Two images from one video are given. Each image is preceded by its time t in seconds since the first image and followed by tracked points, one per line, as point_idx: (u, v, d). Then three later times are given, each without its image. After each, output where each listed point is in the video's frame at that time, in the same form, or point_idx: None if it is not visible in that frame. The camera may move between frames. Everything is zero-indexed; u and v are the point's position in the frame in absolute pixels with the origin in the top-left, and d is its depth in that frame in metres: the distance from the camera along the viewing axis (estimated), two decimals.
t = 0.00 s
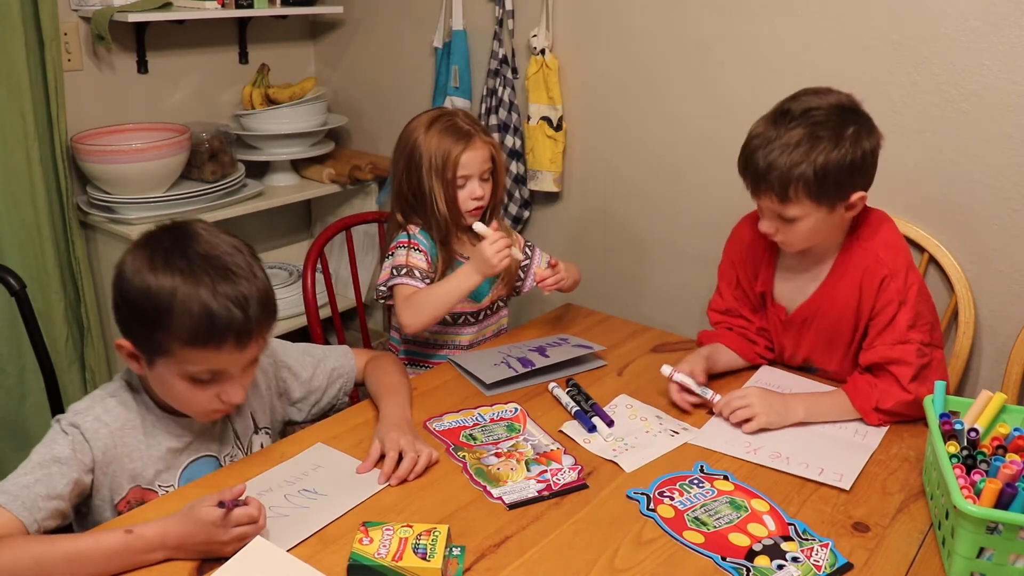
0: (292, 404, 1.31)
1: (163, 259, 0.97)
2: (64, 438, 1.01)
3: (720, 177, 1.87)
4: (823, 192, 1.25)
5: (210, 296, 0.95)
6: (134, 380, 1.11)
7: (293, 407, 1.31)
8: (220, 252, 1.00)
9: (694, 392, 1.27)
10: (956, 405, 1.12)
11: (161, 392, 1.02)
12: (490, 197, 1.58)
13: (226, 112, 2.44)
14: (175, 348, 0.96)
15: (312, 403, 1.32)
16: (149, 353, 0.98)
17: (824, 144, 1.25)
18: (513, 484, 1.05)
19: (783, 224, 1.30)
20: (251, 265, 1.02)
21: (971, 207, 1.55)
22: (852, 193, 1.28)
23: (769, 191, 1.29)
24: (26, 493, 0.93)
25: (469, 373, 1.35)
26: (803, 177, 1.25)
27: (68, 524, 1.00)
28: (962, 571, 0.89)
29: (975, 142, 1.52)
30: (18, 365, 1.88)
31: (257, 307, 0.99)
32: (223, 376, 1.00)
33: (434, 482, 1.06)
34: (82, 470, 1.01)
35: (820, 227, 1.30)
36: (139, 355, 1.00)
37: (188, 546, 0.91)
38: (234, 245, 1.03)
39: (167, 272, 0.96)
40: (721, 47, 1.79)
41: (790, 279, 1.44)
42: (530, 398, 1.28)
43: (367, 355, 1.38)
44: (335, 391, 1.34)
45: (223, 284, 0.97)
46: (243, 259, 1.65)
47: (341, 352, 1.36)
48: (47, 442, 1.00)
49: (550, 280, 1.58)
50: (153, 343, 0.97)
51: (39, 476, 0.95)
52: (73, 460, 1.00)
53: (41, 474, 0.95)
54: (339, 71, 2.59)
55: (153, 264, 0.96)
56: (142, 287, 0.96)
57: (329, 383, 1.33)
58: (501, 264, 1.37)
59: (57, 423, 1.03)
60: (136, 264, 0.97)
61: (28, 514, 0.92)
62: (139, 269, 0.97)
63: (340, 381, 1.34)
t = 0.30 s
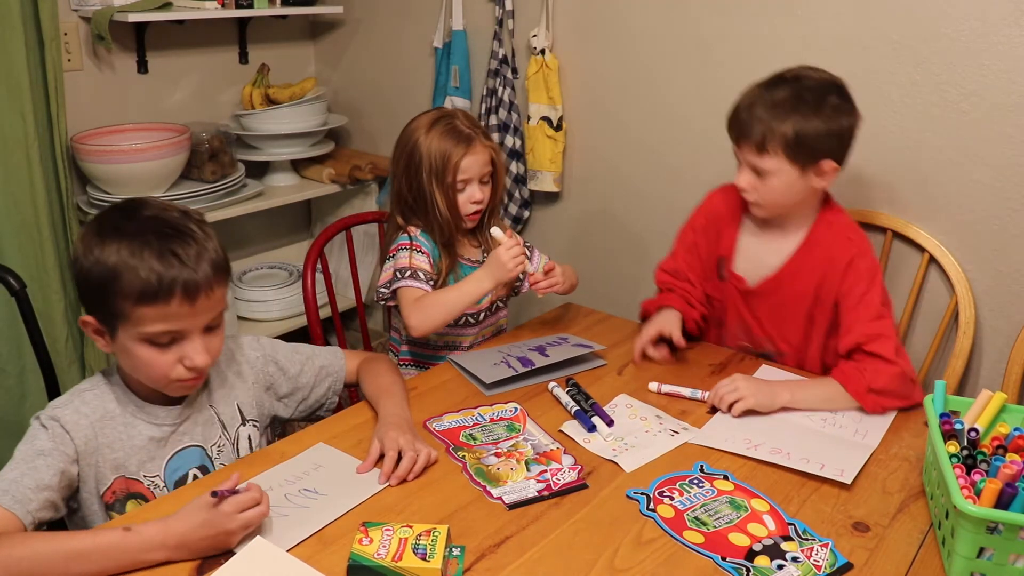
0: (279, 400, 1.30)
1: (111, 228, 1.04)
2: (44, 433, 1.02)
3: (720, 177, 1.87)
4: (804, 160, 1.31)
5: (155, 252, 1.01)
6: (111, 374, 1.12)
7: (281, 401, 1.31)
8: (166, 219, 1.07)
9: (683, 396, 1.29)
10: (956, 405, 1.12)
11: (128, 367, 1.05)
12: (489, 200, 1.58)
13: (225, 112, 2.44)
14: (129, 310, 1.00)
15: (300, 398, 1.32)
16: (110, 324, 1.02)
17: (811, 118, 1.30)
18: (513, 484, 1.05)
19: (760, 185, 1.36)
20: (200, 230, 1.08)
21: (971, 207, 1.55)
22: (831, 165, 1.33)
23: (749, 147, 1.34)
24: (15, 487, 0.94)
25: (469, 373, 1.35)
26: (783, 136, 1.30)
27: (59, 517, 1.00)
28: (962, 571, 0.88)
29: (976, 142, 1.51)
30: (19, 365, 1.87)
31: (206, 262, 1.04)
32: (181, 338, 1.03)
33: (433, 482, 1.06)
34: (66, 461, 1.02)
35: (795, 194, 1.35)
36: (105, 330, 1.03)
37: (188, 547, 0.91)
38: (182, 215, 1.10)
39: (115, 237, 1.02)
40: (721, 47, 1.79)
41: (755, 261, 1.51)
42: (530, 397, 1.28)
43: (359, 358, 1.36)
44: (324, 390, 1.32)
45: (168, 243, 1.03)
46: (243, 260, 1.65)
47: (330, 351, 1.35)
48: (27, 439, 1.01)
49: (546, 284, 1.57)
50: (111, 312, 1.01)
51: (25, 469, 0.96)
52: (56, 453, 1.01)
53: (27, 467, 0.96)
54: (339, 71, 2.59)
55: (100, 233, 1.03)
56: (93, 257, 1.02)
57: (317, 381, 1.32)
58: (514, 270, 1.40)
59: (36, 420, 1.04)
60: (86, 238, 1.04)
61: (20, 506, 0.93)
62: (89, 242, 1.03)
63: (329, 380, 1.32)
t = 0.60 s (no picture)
0: (270, 399, 1.31)
1: (84, 217, 1.06)
2: (30, 433, 1.02)
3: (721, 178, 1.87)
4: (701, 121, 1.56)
5: (127, 236, 1.04)
6: (95, 375, 1.13)
7: (273, 401, 1.31)
8: (139, 207, 1.10)
9: (675, 395, 1.29)
10: (956, 405, 1.12)
11: (105, 358, 1.06)
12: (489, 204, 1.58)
13: (225, 112, 2.44)
14: (103, 296, 1.02)
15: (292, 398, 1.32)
16: (85, 313, 1.04)
17: (709, 83, 1.55)
18: (513, 484, 1.05)
19: (670, 141, 1.60)
20: (173, 217, 1.11)
21: (971, 207, 1.55)
22: (725, 127, 1.56)
23: (659, 103, 1.60)
24: (4, 486, 0.94)
25: (469, 373, 1.35)
26: (683, 95, 1.56)
27: (48, 515, 1.01)
28: (962, 571, 0.88)
29: (976, 142, 1.51)
30: (19, 365, 1.87)
31: (178, 246, 1.06)
32: (156, 324, 1.04)
33: (433, 482, 1.06)
34: (53, 460, 1.02)
35: (699, 149, 1.59)
36: (81, 321, 1.05)
37: (187, 545, 0.91)
38: (156, 204, 1.12)
39: (89, 225, 1.05)
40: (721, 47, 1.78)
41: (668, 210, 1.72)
42: (530, 397, 1.28)
43: (352, 358, 1.35)
44: (317, 390, 1.31)
45: (140, 229, 1.05)
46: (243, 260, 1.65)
47: (323, 352, 1.34)
48: (13, 439, 1.01)
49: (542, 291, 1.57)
50: (86, 300, 1.03)
51: (13, 469, 0.96)
52: (42, 452, 1.01)
53: (14, 467, 0.96)
54: (339, 71, 2.59)
55: (74, 223, 1.05)
56: (67, 246, 1.04)
57: (309, 381, 1.31)
58: (508, 268, 1.39)
59: (21, 421, 1.04)
60: (61, 229, 1.06)
61: (11, 504, 0.93)
62: (64, 233, 1.05)
63: (321, 381, 1.31)
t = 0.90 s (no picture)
0: (271, 399, 1.31)
1: (79, 217, 1.06)
2: (29, 433, 1.02)
3: (721, 177, 1.87)
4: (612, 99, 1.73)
5: (121, 236, 1.04)
6: (93, 375, 1.13)
7: (273, 401, 1.31)
8: (134, 206, 1.10)
9: (675, 395, 1.29)
10: (956, 404, 1.12)
11: (100, 358, 1.06)
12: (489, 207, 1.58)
13: (226, 112, 2.44)
14: (98, 295, 1.02)
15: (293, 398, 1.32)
16: (80, 314, 1.04)
17: (616, 64, 1.72)
18: (513, 484, 1.05)
19: (592, 122, 1.79)
20: (168, 216, 1.11)
21: (971, 207, 1.55)
22: (634, 103, 1.73)
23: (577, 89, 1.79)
24: (4, 486, 0.94)
25: (469, 372, 1.35)
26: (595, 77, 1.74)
27: (47, 515, 1.01)
28: (962, 571, 0.88)
29: (976, 142, 1.51)
30: (19, 365, 1.87)
31: (174, 246, 1.06)
32: (152, 324, 1.04)
33: (433, 481, 1.06)
34: (52, 459, 1.02)
35: (615, 126, 1.76)
36: (76, 322, 1.05)
37: (187, 545, 0.91)
38: (151, 204, 1.12)
39: (83, 225, 1.05)
40: (722, 47, 1.78)
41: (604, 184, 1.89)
42: (530, 397, 1.28)
43: (351, 359, 1.35)
44: (317, 390, 1.32)
45: (135, 228, 1.05)
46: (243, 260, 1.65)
47: (323, 352, 1.34)
48: (11, 440, 1.01)
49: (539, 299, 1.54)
50: (80, 300, 1.03)
51: (12, 469, 0.96)
52: (40, 451, 1.01)
53: (11, 466, 0.96)
54: (339, 71, 2.59)
55: (69, 222, 1.05)
56: (62, 245, 1.04)
57: (309, 382, 1.31)
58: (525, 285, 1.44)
59: (19, 421, 1.04)
60: (56, 228, 1.06)
61: (11, 504, 0.92)
62: (59, 232, 1.05)
63: (321, 381, 1.32)
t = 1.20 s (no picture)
0: (274, 401, 1.31)
1: (83, 219, 1.06)
2: (32, 434, 1.02)
3: (721, 177, 1.87)
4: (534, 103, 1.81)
5: (126, 239, 1.04)
6: (97, 375, 1.13)
7: (276, 403, 1.31)
8: (138, 209, 1.10)
9: (675, 395, 1.29)
10: (956, 405, 1.12)
11: (103, 360, 1.06)
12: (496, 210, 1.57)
13: (226, 112, 2.44)
14: (102, 298, 1.02)
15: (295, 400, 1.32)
16: (84, 316, 1.04)
17: (542, 69, 1.78)
18: (513, 484, 1.05)
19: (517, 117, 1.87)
20: (172, 219, 1.11)
21: (971, 207, 1.55)
22: (554, 108, 1.80)
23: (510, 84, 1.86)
24: (6, 487, 0.94)
25: (468, 373, 1.35)
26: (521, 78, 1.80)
27: (49, 516, 1.01)
28: (962, 571, 0.88)
29: (976, 142, 1.51)
30: (18, 365, 1.87)
31: (178, 249, 1.06)
32: (155, 328, 1.04)
33: (433, 481, 1.06)
34: (54, 461, 1.02)
35: (536, 125, 1.84)
36: (79, 323, 1.05)
37: (187, 545, 0.91)
38: (155, 206, 1.12)
39: (87, 227, 1.05)
40: (722, 47, 1.78)
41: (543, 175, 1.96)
42: (529, 397, 1.28)
43: (354, 359, 1.36)
44: (320, 392, 1.32)
45: (139, 231, 1.05)
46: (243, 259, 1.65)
47: (326, 354, 1.34)
48: (15, 440, 1.01)
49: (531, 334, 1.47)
50: (84, 302, 1.03)
51: (14, 469, 0.96)
52: (43, 453, 1.01)
53: (14, 468, 0.96)
54: (340, 71, 2.59)
55: (73, 224, 1.05)
56: (66, 247, 1.04)
57: (312, 383, 1.31)
58: (520, 323, 1.44)
59: (22, 421, 1.04)
60: (60, 230, 1.06)
61: (13, 505, 0.92)
62: (63, 234, 1.05)
63: (324, 382, 1.32)
